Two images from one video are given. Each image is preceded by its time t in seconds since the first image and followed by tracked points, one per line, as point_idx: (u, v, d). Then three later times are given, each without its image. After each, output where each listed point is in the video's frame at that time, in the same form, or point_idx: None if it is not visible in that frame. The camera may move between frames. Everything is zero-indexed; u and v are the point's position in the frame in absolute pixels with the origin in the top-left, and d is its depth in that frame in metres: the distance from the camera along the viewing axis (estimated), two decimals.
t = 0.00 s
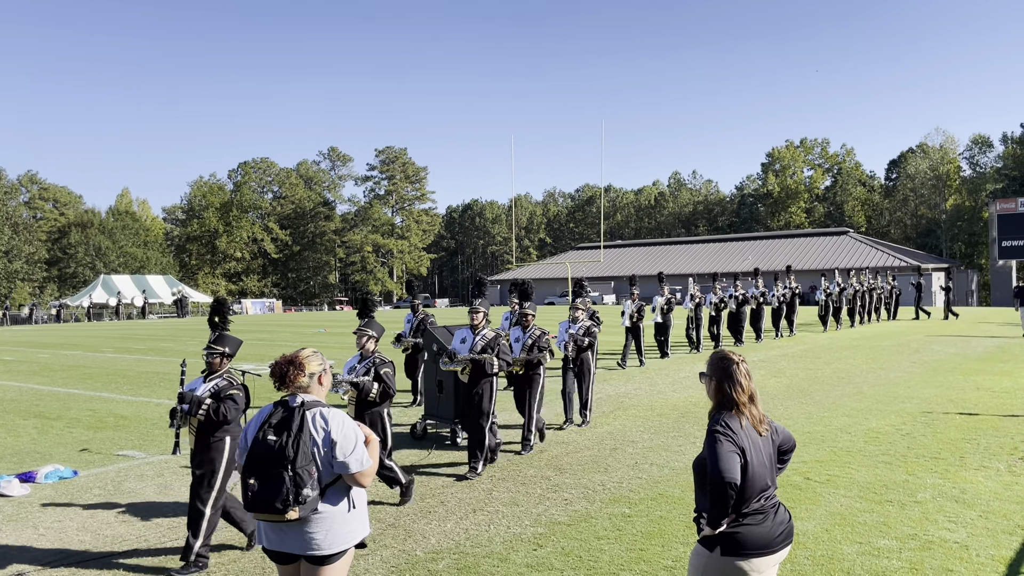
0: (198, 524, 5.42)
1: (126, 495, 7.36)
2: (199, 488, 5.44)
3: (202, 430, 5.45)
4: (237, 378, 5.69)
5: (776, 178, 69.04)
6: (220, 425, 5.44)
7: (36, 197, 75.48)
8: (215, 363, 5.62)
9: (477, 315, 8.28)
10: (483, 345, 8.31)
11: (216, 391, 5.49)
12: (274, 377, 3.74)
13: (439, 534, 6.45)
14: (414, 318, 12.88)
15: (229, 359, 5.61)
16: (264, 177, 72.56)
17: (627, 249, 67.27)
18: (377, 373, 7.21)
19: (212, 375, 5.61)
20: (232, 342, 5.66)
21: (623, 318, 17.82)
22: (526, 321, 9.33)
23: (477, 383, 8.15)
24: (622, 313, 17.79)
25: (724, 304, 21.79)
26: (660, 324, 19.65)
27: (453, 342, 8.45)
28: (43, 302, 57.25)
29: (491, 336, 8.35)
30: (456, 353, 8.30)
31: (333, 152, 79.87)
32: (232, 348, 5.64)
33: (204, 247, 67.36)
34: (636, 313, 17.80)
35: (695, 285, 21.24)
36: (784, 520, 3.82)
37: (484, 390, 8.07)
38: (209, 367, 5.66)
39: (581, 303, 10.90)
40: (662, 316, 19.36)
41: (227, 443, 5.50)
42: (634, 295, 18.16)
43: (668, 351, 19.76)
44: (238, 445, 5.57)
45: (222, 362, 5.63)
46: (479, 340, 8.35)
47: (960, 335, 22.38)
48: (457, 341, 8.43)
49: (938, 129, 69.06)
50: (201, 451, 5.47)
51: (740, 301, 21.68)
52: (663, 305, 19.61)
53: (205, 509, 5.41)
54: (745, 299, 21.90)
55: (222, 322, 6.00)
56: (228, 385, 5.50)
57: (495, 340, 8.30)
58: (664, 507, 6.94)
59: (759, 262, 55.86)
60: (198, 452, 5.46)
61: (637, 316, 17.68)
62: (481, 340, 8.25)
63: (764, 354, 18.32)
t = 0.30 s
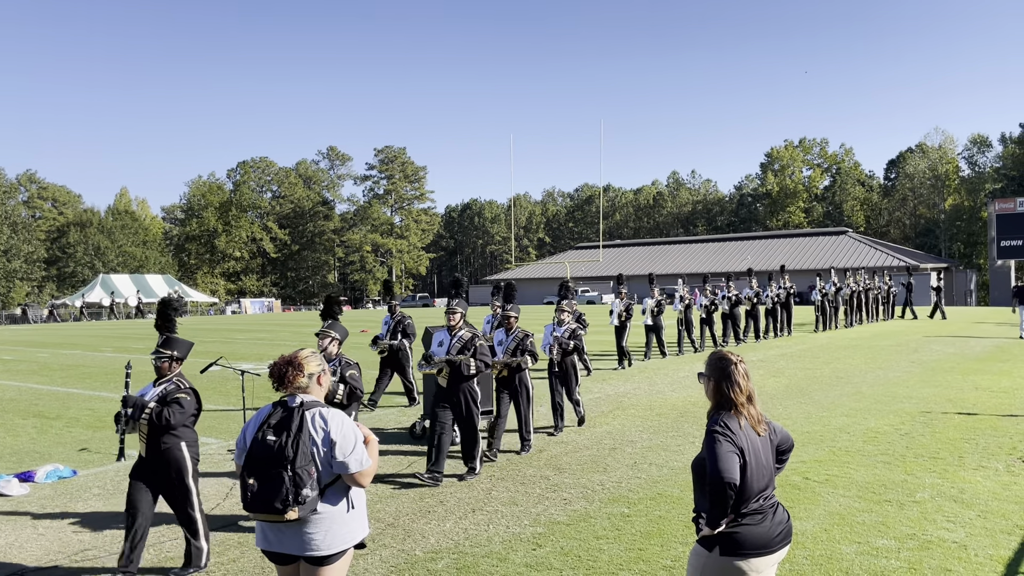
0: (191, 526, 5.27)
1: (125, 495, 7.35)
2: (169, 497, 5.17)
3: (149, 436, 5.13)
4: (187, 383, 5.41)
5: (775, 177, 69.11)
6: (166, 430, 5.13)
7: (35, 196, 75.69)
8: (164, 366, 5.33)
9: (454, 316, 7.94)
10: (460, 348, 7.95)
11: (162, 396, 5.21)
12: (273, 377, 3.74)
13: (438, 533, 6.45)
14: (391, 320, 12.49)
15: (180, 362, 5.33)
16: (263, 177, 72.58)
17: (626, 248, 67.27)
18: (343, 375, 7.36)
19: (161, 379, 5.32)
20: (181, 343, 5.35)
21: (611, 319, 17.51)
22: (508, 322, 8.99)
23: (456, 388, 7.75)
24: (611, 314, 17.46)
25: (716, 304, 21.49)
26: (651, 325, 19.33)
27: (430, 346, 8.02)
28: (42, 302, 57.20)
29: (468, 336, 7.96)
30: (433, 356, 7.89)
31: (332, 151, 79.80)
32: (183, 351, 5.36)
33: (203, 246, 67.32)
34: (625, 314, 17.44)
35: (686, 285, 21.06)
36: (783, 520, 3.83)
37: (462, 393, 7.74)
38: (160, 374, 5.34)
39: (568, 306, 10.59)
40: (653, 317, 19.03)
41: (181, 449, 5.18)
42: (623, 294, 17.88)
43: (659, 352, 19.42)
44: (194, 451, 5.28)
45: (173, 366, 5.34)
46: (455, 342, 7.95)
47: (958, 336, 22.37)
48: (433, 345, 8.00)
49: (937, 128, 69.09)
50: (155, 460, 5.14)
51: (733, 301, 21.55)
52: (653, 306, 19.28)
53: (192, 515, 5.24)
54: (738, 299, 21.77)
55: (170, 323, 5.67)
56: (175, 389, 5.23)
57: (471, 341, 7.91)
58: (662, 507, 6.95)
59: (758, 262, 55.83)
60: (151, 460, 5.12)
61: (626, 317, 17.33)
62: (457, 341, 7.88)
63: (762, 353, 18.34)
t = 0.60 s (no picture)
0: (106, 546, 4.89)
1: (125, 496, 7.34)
2: (96, 514, 4.87)
3: (85, 444, 4.92)
4: (126, 389, 5.23)
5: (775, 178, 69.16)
6: (102, 440, 4.93)
7: (34, 196, 75.77)
8: (103, 372, 5.16)
9: (426, 318, 7.71)
10: (433, 351, 7.68)
11: (99, 404, 5.01)
12: (272, 378, 3.74)
13: (437, 534, 6.45)
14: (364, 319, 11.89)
15: (118, 369, 5.17)
16: (263, 177, 72.58)
17: (625, 249, 67.28)
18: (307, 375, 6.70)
19: (99, 386, 5.15)
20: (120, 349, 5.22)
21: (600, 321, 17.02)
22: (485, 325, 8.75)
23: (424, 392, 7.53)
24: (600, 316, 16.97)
25: (707, 304, 21.19)
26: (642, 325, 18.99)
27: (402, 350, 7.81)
28: (42, 302, 57.20)
29: (440, 339, 7.72)
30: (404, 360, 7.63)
31: (331, 152, 79.83)
32: (123, 356, 5.22)
33: (203, 247, 67.34)
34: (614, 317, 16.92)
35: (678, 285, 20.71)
36: (781, 520, 3.83)
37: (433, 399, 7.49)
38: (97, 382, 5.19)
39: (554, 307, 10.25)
40: (643, 318, 18.66)
41: (115, 460, 4.96)
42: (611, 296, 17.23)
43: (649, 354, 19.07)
44: (130, 462, 5.06)
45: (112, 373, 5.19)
46: (426, 345, 7.72)
47: (958, 336, 22.37)
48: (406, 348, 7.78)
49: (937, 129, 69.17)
50: (88, 473, 4.93)
51: (728, 301, 21.44)
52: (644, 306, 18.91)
53: (110, 535, 4.90)
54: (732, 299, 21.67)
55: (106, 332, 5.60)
56: (113, 396, 5.05)
57: (443, 343, 7.66)
58: (663, 507, 6.94)
59: (757, 262, 55.86)
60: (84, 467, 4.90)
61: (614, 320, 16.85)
62: (428, 345, 7.63)
63: (762, 354, 18.34)
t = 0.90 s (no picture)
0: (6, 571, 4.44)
1: (126, 497, 7.34)
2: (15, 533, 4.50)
3: (18, 462, 4.58)
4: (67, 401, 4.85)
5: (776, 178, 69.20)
6: (39, 457, 4.61)
7: (36, 197, 75.93)
8: (41, 385, 4.79)
9: (398, 324, 7.39)
10: (405, 357, 7.37)
11: (36, 418, 4.67)
12: (273, 379, 3.74)
13: (438, 535, 6.45)
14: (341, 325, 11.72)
15: (57, 381, 4.80)
16: (264, 178, 72.67)
17: (626, 250, 67.30)
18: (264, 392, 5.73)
19: (37, 399, 4.77)
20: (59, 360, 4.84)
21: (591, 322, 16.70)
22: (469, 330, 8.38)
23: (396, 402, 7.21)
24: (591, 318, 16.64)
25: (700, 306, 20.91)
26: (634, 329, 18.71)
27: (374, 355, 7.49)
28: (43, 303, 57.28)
29: (413, 346, 7.40)
30: (375, 367, 7.31)
31: (332, 153, 79.91)
32: (62, 367, 4.84)
33: (204, 248, 67.46)
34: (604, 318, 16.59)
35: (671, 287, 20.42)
36: (782, 521, 3.83)
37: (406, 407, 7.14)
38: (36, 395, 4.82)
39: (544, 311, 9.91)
40: (636, 321, 18.35)
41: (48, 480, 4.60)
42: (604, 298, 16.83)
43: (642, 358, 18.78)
44: (67, 481, 4.68)
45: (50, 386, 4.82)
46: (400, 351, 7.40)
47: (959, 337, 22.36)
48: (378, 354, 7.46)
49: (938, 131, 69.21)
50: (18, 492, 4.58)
51: (722, 303, 21.35)
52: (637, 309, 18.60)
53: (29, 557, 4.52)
54: (727, 301, 21.57)
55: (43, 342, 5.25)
56: (50, 410, 4.67)
57: (416, 350, 7.35)
58: (663, 509, 6.95)
59: (758, 263, 55.93)
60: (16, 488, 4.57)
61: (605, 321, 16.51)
62: (401, 352, 7.31)
63: (762, 355, 18.33)
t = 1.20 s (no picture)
0: None
1: (126, 499, 7.34)
2: None
3: None
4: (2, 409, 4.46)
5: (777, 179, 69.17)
6: None
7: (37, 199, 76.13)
8: None
9: (369, 327, 7.36)
10: (375, 360, 7.33)
11: None
12: (274, 381, 3.73)
13: (440, 537, 6.46)
14: (318, 326, 11.69)
15: None
16: (264, 180, 72.82)
17: (627, 251, 67.27)
18: (217, 396, 5.50)
19: None
20: None
21: (581, 324, 16.51)
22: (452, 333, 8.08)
23: (367, 408, 7.23)
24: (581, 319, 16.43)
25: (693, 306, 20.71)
26: (626, 331, 18.53)
27: (345, 360, 7.53)
28: (44, 305, 57.37)
29: (384, 350, 7.38)
30: (346, 372, 7.30)
31: (333, 155, 79.96)
32: None
33: (205, 249, 67.51)
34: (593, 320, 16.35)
35: (663, 288, 20.25)
36: (783, 522, 3.83)
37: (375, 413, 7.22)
38: None
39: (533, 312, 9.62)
40: (627, 322, 18.16)
41: None
42: (593, 302, 16.68)
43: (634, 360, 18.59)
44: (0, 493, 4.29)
45: None
46: (370, 355, 7.39)
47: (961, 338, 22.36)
48: (349, 358, 7.47)
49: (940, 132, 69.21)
50: None
51: (716, 304, 21.13)
52: (628, 310, 18.42)
53: None
54: (722, 302, 21.35)
55: None
56: None
57: (386, 355, 7.32)
58: (665, 510, 6.93)
59: (759, 264, 55.88)
60: None
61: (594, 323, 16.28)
62: (370, 356, 7.29)
63: (763, 356, 18.32)
